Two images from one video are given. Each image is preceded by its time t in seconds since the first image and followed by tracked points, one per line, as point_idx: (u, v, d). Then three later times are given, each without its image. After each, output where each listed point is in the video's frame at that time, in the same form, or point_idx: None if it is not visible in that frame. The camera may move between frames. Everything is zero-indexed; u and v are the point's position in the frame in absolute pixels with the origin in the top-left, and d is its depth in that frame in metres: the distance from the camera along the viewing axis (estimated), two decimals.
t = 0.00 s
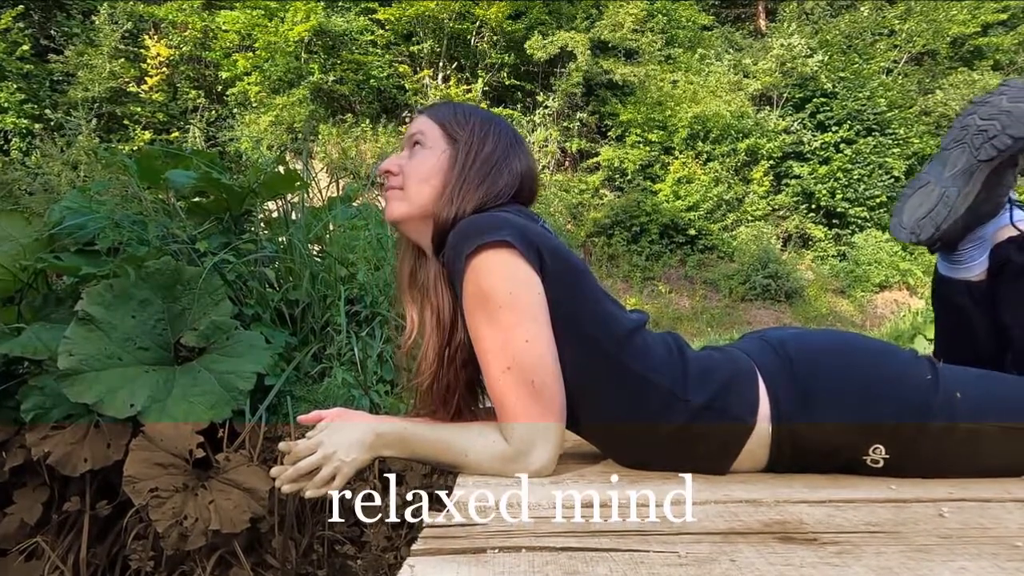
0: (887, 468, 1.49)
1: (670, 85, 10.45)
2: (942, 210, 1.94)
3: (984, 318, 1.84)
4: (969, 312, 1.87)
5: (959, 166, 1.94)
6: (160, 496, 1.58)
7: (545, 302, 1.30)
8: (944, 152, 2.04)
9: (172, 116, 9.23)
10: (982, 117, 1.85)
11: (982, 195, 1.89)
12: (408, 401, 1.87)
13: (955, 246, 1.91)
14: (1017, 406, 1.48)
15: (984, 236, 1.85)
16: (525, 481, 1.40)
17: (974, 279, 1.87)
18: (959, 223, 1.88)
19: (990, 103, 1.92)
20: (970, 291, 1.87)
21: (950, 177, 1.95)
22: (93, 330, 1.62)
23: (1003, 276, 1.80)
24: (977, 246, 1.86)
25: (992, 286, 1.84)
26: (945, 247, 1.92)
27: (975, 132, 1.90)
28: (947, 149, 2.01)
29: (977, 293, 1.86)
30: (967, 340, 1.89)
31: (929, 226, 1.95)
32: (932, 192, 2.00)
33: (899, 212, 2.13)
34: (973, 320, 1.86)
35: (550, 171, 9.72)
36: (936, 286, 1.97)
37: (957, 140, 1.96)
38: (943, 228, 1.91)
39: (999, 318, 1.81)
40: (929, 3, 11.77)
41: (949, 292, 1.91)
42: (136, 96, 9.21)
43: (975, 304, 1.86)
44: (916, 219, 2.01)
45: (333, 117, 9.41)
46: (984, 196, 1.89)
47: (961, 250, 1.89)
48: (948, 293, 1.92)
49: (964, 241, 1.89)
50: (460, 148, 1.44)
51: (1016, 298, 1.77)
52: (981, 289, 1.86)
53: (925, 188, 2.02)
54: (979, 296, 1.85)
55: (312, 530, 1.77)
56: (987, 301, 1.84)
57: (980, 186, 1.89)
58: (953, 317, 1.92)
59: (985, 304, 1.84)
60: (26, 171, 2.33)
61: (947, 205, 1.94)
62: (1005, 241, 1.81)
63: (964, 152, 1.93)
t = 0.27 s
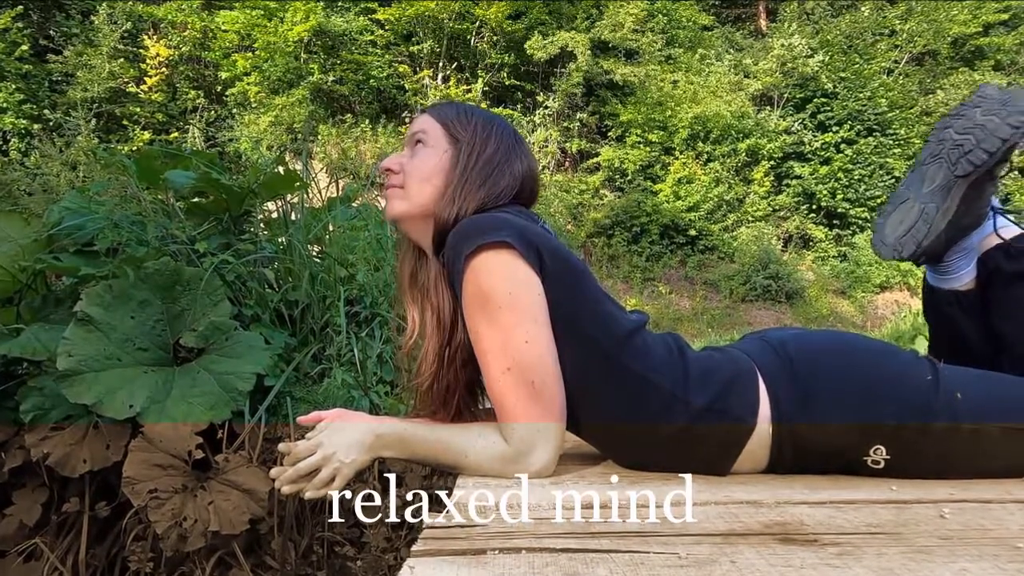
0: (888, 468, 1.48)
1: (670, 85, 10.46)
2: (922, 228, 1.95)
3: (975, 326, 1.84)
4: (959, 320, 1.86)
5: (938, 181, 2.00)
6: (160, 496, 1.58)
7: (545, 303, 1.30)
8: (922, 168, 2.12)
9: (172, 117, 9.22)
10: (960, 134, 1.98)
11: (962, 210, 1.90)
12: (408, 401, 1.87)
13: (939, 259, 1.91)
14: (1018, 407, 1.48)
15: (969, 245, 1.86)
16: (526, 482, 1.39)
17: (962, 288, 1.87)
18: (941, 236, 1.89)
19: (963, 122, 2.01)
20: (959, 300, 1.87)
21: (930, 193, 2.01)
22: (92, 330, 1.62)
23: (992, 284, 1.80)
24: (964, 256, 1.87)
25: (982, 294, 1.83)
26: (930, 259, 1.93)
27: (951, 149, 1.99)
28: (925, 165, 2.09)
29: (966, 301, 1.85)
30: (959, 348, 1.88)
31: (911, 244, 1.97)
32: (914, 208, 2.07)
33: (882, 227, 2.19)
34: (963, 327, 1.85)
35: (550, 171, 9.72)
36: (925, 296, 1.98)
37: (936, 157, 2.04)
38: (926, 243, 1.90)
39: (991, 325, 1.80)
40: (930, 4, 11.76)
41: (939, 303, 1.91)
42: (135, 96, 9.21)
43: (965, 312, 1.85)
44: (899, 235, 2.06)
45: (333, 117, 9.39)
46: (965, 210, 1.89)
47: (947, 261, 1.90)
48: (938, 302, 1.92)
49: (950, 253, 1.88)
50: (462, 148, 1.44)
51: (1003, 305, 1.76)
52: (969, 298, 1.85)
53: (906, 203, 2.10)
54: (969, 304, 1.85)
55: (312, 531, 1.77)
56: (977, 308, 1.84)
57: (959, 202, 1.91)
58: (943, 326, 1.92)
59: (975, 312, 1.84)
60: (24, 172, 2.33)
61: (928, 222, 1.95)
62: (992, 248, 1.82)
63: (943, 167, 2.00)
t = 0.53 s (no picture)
0: (889, 469, 1.48)
1: (670, 85, 10.46)
2: (902, 248, 1.97)
3: (965, 334, 1.84)
4: (949, 328, 1.87)
5: (914, 200, 2.02)
6: (159, 497, 1.57)
7: (545, 303, 1.30)
8: (900, 186, 2.15)
9: (172, 117, 9.22)
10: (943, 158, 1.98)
11: (941, 228, 1.91)
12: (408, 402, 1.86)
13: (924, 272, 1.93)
14: (1017, 407, 1.47)
15: (954, 257, 1.88)
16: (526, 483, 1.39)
17: (951, 297, 1.88)
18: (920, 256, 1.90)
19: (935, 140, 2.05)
20: (948, 309, 1.88)
21: (908, 211, 2.03)
22: (92, 331, 1.62)
23: (980, 293, 1.79)
24: (949, 268, 1.89)
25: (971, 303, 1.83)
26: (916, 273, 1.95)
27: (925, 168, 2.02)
28: (902, 184, 2.12)
29: (955, 310, 1.87)
30: (949, 355, 1.89)
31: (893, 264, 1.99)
32: (893, 227, 2.09)
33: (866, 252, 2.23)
34: (954, 336, 1.86)
35: (550, 172, 9.72)
36: (915, 305, 1.99)
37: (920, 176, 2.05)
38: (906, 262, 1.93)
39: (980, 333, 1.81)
40: (931, 3, 11.76)
41: (929, 311, 1.92)
42: (135, 96, 9.20)
43: (955, 321, 1.86)
44: (882, 257, 2.08)
45: (332, 117, 9.37)
46: (943, 228, 1.91)
47: (932, 273, 1.91)
48: (929, 311, 1.93)
49: (935, 264, 1.90)
50: (466, 147, 1.43)
51: (990, 313, 1.75)
52: (958, 306, 1.86)
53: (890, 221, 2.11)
54: (958, 313, 1.86)
55: (311, 532, 1.76)
56: (966, 317, 1.85)
57: (936, 220, 1.92)
58: (933, 333, 1.93)
59: (964, 321, 1.85)
60: (24, 172, 2.33)
61: (907, 242, 1.97)
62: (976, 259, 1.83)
63: (919, 186, 2.03)
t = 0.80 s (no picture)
0: (889, 470, 1.47)
1: (671, 86, 10.46)
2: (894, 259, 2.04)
3: (960, 341, 1.83)
4: (944, 335, 1.86)
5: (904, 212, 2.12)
6: (158, 499, 1.57)
7: (545, 304, 1.29)
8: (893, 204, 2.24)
9: (171, 117, 9.22)
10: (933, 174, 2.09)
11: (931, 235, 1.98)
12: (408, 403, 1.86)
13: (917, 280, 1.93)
14: (1017, 407, 1.47)
15: (948, 265, 1.88)
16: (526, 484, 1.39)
17: (945, 303, 1.86)
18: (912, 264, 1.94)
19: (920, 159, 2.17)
20: (942, 317, 1.87)
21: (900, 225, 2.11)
22: (91, 332, 1.62)
23: (974, 298, 1.79)
24: (943, 275, 1.88)
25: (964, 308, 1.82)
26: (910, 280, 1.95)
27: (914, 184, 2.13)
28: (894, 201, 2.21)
29: (949, 316, 1.85)
30: (946, 359, 1.88)
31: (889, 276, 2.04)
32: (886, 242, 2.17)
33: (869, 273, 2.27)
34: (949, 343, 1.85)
35: (550, 172, 9.71)
36: (910, 312, 1.98)
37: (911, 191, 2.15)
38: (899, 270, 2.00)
39: (975, 339, 1.79)
40: (932, 4, 11.75)
41: (923, 318, 1.91)
42: (134, 96, 9.20)
43: (949, 328, 1.85)
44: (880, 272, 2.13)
45: (332, 118, 9.36)
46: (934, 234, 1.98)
47: (925, 282, 1.91)
48: (924, 317, 1.92)
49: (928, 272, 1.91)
50: (470, 147, 1.43)
51: (983, 319, 1.75)
52: (952, 313, 1.85)
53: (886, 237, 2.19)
54: (952, 320, 1.84)
55: (310, 533, 1.76)
56: (960, 322, 1.84)
57: (926, 229, 2.00)
58: (929, 340, 1.92)
59: (959, 326, 1.84)
60: (22, 173, 2.32)
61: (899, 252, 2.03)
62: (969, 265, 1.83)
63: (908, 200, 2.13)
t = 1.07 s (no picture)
0: (890, 472, 1.47)
1: (671, 86, 10.45)
2: (902, 250, 1.97)
3: (966, 337, 1.83)
4: (951, 330, 1.85)
5: (914, 202, 2.04)
6: (158, 500, 1.57)
7: (546, 305, 1.29)
8: (899, 191, 2.16)
9: (171, 117, 9.22)
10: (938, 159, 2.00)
11: (941, 229, 1.93)
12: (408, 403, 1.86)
13: (925, 272, 1.91)
14: (1019, 408, 1.47)
15: (956, 259, 1.86)
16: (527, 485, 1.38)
17: (952, 298, 1.85)
18: (921, 258, 1.89)
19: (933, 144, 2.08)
20: (949, 312, 1.86)
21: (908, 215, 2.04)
22: (90, 333, 1.61)
23: (981, 294, 1.78)
24: (951, 269, 1.86)
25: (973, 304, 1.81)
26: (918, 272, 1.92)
27: (924, 170, 2.04)
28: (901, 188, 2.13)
29: (956, 312, 1.84)
30: (951, 353, 1.88)
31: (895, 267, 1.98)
32: (893, 230, 2.09)
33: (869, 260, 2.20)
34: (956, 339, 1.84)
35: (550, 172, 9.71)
36: (916, 307, 1.96)
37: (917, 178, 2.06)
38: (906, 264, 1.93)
39: (982, 335, 1.78)
40: (933, 4, 11.74)
41: (930, 313, 1.90)
42: (133, 96, 9.20)
43: (956, 323, 1.84)
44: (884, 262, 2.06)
45: (331, 118, 9.34)
46: (944, 228, 1.92)
47: (933, 274, 1.89)
48: (930, 312, 1.91)
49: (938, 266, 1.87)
50: (472, 147, 1.42)
51: (991, 317, 1.74)
52: (959, 309, 1.84)
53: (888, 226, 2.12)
54: (960, 315, 1.83)
55: (310, 535, 1.76)
56: (968, 318, 1.82)
57: (937, 221, 1.94)
58: (935, 335, 1.91)
59: (966, 322, 1.83)
60: (21, 173, 2.31)
61: (908, 244, 1.96)
62: (978, 260, 1.80)
63: (919, 188, 2.04)
